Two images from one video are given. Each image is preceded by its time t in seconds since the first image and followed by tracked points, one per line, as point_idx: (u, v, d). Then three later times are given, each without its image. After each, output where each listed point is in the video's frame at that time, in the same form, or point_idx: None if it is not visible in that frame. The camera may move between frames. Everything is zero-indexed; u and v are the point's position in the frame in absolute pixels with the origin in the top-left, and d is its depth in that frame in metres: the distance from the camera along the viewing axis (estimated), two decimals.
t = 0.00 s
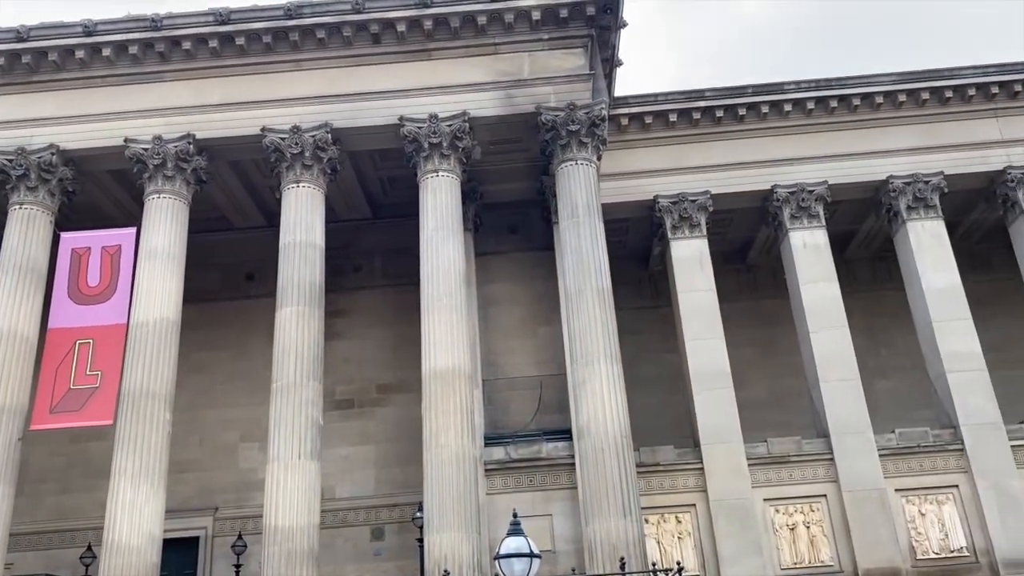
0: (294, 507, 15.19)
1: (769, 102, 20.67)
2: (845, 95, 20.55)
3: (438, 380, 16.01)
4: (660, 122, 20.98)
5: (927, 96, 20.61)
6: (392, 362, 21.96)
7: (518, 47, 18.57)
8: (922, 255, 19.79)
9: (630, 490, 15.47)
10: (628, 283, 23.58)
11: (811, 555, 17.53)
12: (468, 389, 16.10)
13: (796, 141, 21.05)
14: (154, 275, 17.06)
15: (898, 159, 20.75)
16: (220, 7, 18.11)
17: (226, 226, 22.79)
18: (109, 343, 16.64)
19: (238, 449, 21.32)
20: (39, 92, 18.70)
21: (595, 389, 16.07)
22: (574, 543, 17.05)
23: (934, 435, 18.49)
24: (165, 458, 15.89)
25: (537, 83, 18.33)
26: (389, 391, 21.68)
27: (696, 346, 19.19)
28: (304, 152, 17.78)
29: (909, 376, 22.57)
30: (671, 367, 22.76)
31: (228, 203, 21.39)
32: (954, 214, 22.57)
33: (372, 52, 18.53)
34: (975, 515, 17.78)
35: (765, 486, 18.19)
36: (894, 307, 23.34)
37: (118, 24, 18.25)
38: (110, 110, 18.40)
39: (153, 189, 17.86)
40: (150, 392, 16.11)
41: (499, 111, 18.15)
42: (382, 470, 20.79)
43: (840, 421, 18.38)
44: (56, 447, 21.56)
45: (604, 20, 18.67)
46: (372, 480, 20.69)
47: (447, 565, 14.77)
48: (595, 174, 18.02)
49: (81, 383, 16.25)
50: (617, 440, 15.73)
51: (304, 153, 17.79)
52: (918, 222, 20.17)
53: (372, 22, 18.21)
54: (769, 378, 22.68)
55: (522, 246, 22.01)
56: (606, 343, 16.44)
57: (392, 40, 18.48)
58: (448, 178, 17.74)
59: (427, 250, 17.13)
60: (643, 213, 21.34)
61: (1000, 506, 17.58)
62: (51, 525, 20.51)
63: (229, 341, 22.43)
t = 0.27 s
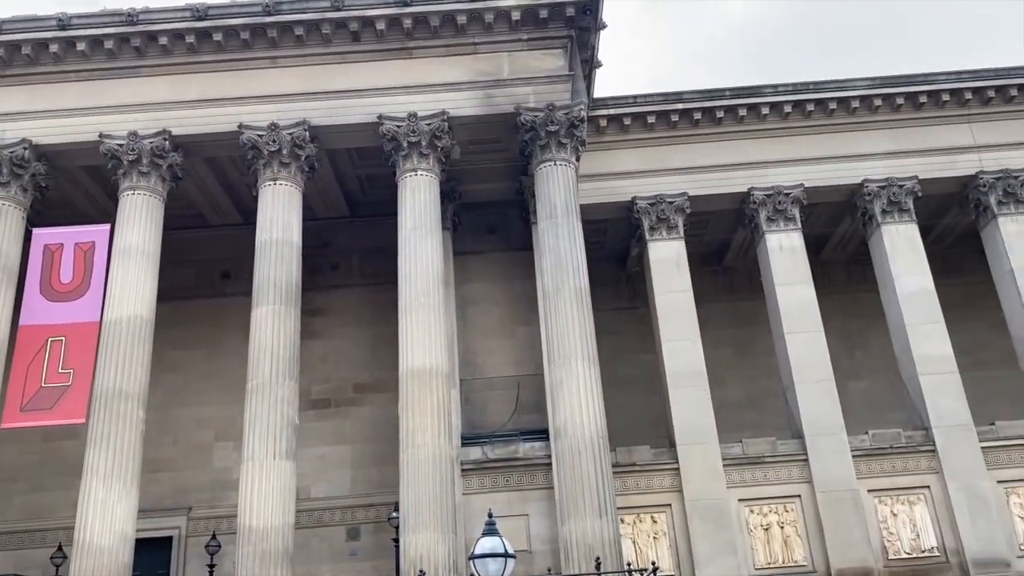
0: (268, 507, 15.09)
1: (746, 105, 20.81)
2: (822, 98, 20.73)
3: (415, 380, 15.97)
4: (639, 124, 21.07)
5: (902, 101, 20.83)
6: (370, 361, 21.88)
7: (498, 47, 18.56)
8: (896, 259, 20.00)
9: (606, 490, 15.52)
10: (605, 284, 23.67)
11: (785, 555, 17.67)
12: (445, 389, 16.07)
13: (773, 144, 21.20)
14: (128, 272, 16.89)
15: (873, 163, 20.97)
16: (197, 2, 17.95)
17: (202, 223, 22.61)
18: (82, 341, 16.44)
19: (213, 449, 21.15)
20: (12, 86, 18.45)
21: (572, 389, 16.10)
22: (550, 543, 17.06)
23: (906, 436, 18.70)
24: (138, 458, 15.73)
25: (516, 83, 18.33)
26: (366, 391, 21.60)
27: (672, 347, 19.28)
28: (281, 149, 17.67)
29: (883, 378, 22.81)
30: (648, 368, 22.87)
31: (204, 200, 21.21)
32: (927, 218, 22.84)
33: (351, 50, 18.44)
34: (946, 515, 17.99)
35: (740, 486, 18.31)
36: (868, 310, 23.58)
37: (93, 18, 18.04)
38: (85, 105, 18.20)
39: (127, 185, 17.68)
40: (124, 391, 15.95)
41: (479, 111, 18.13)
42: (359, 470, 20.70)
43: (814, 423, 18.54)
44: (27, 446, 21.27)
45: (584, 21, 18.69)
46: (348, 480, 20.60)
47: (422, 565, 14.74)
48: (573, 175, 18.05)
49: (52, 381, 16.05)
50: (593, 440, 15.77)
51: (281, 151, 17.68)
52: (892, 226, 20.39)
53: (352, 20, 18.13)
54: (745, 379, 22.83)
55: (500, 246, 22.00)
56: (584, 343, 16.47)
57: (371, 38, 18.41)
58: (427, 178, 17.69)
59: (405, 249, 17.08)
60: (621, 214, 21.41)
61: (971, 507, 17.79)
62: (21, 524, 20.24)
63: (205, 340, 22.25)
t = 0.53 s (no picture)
0: (246, 507, 14.99)
1: (727, 107, 20.93)
2: (802, 101, 20.88)
3: (395, 379, 15.92)
4: (620, 125, 21.14)
5: (880, 105, 21.02)
6: (349, 360, 21.80)
7: (480, 47, 18.54)
8: (874, 261, 20.17)
9: (586, 490, 15.55)
10: (586, 284, 23.75)
11: (762, 555, 17.78)
12: (426, 389, 16.04)
13: (754, 146, 21.33)
14: (105, 269, 16.72)
15: (852, 167, 21.14)
16: None
17: (181, 220, 22.43)
18: (58, 338, 16.26)
19: (191, 448, 20.99)
20: None
21: (552, 390, 16.11)
22: (529, 543, 17.05)
23: (883, 437, 18.86)
24: (114, 457, 15.58)
25: (498, 83, 18.32)
26: (346, 390, 21.51)
27: (652, 348, 19.34)
28: (261, 147, 17.57)
29: (860, 379, 23.01)
30: (628, 368, 22.95)
31: (183, 197, 21.05)
32: (905, 221, 23.07)
33: (332, 47, 18.37)
34: (922, 516, 18.17)
35: (719, 486, 18.40)
36: (846, 311, 23.77)
37: (71, 12, 17.86)
38: (62, 101, 18.01)
39: (105, 181, 17.51)
40: (100, 389, 15.79)
41: (460, 111, 18.11)
42: (338, 470, 20.62)
43: (792, 423, 18.66)
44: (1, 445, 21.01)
45: (566, 22, 18.68)
46: (326, 480, 20.51)
47: (401, 565, 14.70)
48: (555, 176, 18.07)
49: (27, 379, 15.87)
50: (573, 440, 15.79)
51: (261, 148, 17.57)
52: (871, 228, 20.57)
53: (333, 18, 18.04)
54: (724, 380, 22.95)
55: (481, 246, 21.98)
56: (564, 343, 16.49)
57: (353, 36, 18.34)
58: (408, 177, 17.65)
59: (386, 248, 17.03)
60: (602, 215, 21.47)
61: (946, 508, 17.96)
62: None
63: (183, 338, 22.07)
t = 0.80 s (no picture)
0: (219, 507, 14.87)
1: (705, 110, 21.05)
2: (779, 105, 21.05)
3: (371, 379, 15.85)
4: (599, 126, 21.21)
5: (856, 109, 21.23)
6: (326, 359, 21.69)
7: (459, 46, 18.51)
8: (848, 264, 20.36)
9: (561, 490, 15.57)
10: (564, 285, 23.81)
11: (736, 554, 17.89)
12: (402, 388, 15.98)
13: (731, 149, 21.46)
14: (78, 266, 16.52)
15: (828, 170, 21.33)
16: None
17: (156, 217, 22.21)
18: (29, 336, 16.06)
19: (164, 447, 20.79)
20: None
21: (529, 389, 16.12)
22: (505, 543, 17.04)
23: (856, 438, 19.04)
24: (86, 456, 15.40)
25: (478, 82, 18.30)
26: (322, 389, 21.40)
27: (629, 349, 19.40)
28: (238, 143, 17.43)
29: (834, 380, 23.22)
30: (604, 368, 23.02)
31: (158, 193, 20.83)
32: (879, 224, 23.32)
33: (310, 44, 18.26)
34: (893, 516, 18.36)
35: (694, 486, 18.50)
36: (821, 313, 23.99)
37: (45, 5, 17.63)
38: (35, 94, 17.78)
39: (78, 177, 17.30)
40: (71, 387, 15.60)
41: (439, 110, 18.07)
42: (313, 470, 20.51)
43: (767, 424, 18.80)
44: None
45: (546, 22, 18.68)
46: (301, 480, 20.39)
47: (376, 565, 14.64)
48: (534, 176, 18.07)
49: None
50: (549, 440, 15.81)
51: (238, 145, 17.44)
52: (846, 231, 20.76)
53: (312, 14, 17.93)
54: (700, 380, 23.09)
55: (459, 245, 21.95)
56: (542, 343, 16.50)
57: (331, 33, 18.25)
58: (386, 175, 17.58)
59: (363, 247, 16.95)
60: (581, 216, 21.52)
61: (917, 508, 18.16)
62: None
63: (157, 336, 21.86)
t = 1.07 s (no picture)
0: (193, 506, 14.74)
1: (683, 112, 21.19)
2: (756, 108, 21.22)
3: (347, 378, 15.79)
4: (578, 127, 21.27)
5: (832, 113, 21.45)
6: (302, 358, 21.58)
7: (439, 45, 18.50)
8: (823, 266, 20.55)
9: (538, 490, 15.59)
10: (541, 285, 23.86)
11: (711, 554, 18.00)
12: (379, 388, 15.93)
13: (709, 151, 21.60)
14: (50, 262, 16.31)
15: (804, 173, 21.52)
16: None
17: (131, 213, 21.99)
18: None
19: (137, 446, 20.58)
20: None
21: (506, 389, 16.12)
22: (481, 543, 17.02)
23: (829, 439, 19.21)
24: (56, 454, 15.21)
25: (458, 81, 18.28)
26: (297, 388, 21.28)
27: (607, 349, 19.47)
28: (215, 140, 17.29)
29: (808, 382, 23.43)
30: (581, 368, 23.08)
31: (133, 190, 20.62)
32: (854, 228, 23.56)
33: (289, 41, 18.16)
34: (865, 516, 18.55)
35: (669, 486, 18.59)
36: (796, 315, 24.19)
37: None
38: (7, 88, 17.55)
39: (51, 172, 17.09)
40: (42, 385, 15.41)
41: (418, 109, 18.03)
42: (289, 469, 20.39)
43: (742, 425, 18.93)
44: None
45: (526, 23, 18.71)
46: (276, 479, 20.26)
47: (351, 564, 14.57)
48: (512, 176, 18.09)
49: None
50: (526, 440, 15.82)
51: (214, 141, 17.30)
52: (821, 234, 20.96)
53: (291, 11, 17.84)
54: (676, 381, 23.22)
55: (438, 244, 21.92)
56: (519, 343, 16.52)
57: (310, 31, 18.17)
58: (364, 173, 17.51)
59: (341, 245, 16.88)
60: (559, 216, 21.56)
61: (889, 508, 18.35)
62: None
63: (131, 333, 21.64)
